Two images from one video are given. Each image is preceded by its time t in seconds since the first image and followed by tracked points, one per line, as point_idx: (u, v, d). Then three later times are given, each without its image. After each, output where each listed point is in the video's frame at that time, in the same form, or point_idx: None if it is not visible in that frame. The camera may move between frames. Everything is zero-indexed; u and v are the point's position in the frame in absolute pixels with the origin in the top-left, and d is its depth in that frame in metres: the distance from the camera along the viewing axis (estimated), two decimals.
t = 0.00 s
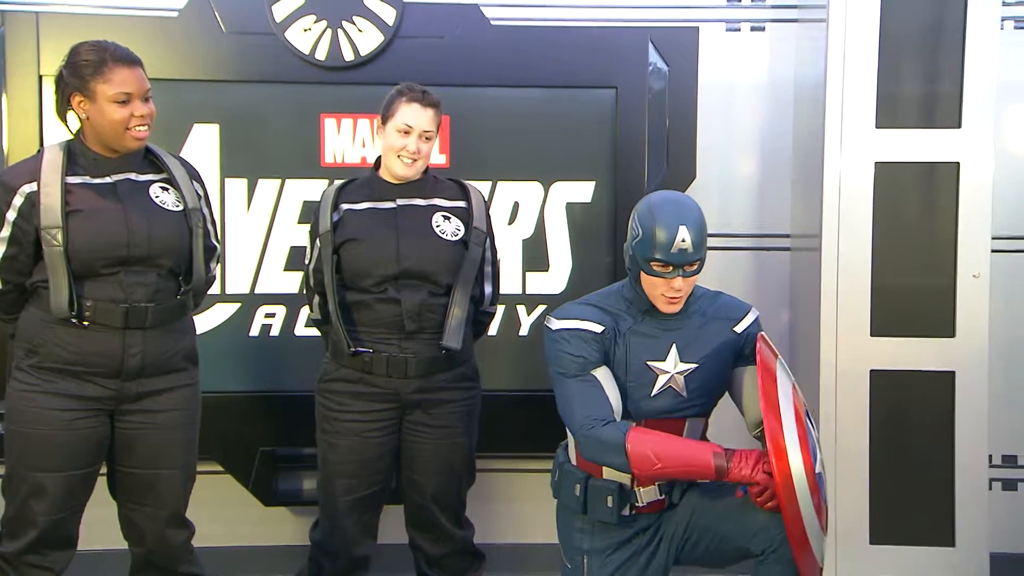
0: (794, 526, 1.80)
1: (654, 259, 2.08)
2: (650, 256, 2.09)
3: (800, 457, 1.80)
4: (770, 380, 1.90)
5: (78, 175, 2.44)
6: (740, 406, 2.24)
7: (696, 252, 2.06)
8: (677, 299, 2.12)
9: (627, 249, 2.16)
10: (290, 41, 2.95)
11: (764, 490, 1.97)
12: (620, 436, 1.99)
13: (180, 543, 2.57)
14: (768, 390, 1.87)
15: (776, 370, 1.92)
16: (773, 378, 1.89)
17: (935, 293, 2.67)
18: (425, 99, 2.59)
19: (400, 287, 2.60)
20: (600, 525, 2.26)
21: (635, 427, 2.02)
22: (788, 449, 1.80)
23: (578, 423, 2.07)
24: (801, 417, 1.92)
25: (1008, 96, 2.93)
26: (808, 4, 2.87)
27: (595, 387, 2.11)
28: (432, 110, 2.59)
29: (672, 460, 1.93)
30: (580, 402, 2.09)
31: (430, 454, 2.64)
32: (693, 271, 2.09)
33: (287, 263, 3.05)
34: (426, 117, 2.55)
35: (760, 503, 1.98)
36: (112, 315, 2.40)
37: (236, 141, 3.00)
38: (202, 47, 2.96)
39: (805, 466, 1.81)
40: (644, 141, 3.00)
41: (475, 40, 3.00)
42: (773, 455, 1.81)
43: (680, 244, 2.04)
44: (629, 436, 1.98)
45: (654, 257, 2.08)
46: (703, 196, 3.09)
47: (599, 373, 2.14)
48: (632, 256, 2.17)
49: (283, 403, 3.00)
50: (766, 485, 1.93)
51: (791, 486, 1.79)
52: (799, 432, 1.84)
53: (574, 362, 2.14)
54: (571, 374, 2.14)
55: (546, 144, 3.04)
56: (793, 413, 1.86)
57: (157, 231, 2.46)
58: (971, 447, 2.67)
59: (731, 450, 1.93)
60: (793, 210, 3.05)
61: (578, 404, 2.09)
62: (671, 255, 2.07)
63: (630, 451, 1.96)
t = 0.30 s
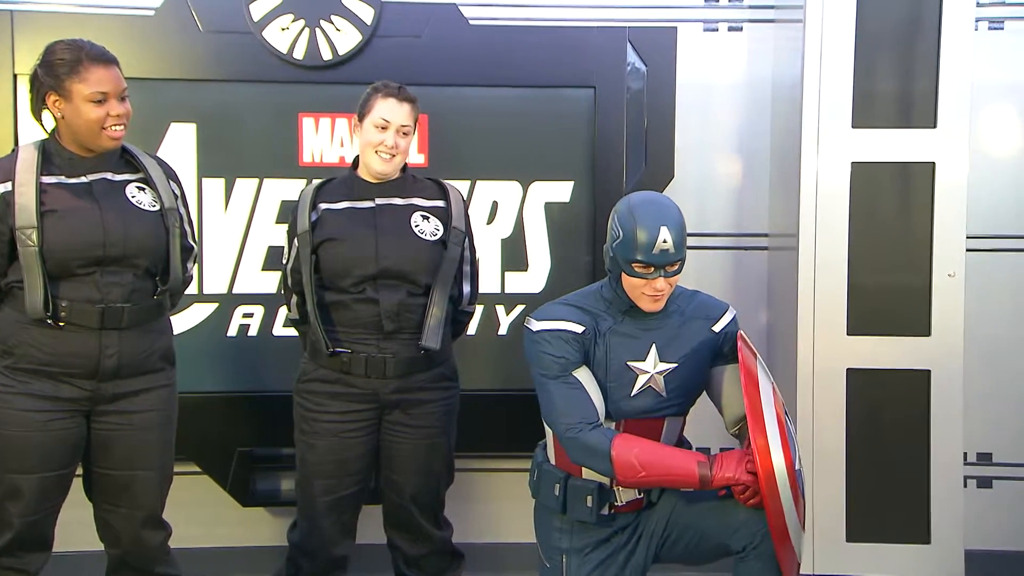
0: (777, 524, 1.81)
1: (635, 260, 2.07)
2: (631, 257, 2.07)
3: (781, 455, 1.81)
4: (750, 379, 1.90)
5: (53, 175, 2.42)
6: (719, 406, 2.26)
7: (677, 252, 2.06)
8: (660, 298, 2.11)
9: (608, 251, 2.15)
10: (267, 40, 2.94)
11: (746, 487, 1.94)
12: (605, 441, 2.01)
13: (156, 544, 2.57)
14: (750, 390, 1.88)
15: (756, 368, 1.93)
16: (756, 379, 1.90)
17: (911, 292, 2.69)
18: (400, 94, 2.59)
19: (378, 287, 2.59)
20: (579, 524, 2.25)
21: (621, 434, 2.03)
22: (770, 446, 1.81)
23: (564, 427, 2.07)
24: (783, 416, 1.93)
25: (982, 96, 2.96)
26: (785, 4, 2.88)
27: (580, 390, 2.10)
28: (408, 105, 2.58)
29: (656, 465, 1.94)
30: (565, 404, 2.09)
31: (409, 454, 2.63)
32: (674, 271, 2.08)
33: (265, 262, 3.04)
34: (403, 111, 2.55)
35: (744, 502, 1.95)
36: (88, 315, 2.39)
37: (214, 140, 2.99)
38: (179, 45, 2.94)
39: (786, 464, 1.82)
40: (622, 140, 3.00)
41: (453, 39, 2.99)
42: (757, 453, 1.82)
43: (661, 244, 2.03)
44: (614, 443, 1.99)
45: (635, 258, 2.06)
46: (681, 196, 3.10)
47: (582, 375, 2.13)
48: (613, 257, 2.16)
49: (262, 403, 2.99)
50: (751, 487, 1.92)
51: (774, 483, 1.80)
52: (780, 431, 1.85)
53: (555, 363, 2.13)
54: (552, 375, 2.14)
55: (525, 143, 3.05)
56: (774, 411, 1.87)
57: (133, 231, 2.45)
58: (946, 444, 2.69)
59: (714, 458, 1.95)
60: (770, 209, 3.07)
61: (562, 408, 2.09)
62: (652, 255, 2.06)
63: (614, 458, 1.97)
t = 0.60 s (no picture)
0: (774, 523, 1.81)
1: (634, 265, 2.07)
2: (631, 262, 2.07)
3: (779, 455, 1.81)
4: (748, 380, 1.90)
5: (49, 175, 2.42)
6: (715, 405, 2.25)
7: (675, 257, 2.06)
8: (657, 301, 2.12)
9: (604, 254, 2.14)
10: (264, 40, 2.94)
11: (744, 487, 1.94)
12: (603, 442, 2.00)
13: (152, 543, 2.57)
14: (749, 391, 1.88)
15: (752, 370, 1.93)
16: (755, 380, 1.90)
17: (907, 292, 2.69)
18: (395, 91, 2.60)
19: (375, 286, 2.59)
20: (575, 524, 2.25)
21: (618, 435, 2.03)
22: (768, 447, 1.81)
23: (561, 427, 2.07)
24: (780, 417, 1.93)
25: (977, 96, 2.96)
26: (782, 4, 2.88)
27: (578, 390, 2.10)
28: (404, 101, 2.59)
29: (654, 466, 1.93)
30: (562, 404, 2.09)
31: (405, 454, 2.63)
32: (672, 274, 2.09)
33: (261, 262, 3.03)
34: (400, 107, 2.56)
35: (743, 502, 1.95)
36: (84, 315, 2.39)
37: (210, 140, 2.99)
38: (175, 45, 2.94)
39: (784, 464, 1.82)
40: (619, 141, 3.01)
41: (450, 39, 2.99)
42: (755, 454, 1.82)
43: (661, 250, 2.02)
44: (612, 443, 1.98)
45: (634, 263, 2.06)
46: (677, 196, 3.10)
47: (579, 375, 2.13)
48: (609, 260, 2.15)
49: (258, 402, 3.00)
50: (750, 487, 1.92)
51: (772, 484, 1.80)
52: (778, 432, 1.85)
53: (552, 363, 2.13)
54: (549, 376, 2.14)
55: (521, 143, 3.05)
56: (771, 413, 1.87)
57: (129, 231, 2.45)
58: (942, 444, 2.69)
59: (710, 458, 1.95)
60: (766, 209, 3.07)
61: (559, 409, 2.09)
62: (651, 261, 2.05)
63: (612, 458, 1.97)
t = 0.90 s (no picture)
0: (776, 523, 1.81)
1: (636, 259, 2.07)
2: (632, 256, 2.07)
3: (780, 454, 1.81)
4: (748, 382, 1.91)
5: (50, 174, 2.42)
6: (714, 404, 2.25)
7: (676, 248, 2.07)
8: (659, 296, 2.12)
9: (604, 252, 2.14)
10: (264, 39, 2.94)
11: (745, 488, 1.94)
12: (603, 445, 2.00)
13: (153, 543, 2.57)
14: (750, 391, 1.88)
15: (753, 371, 1.93)
16: (756, 380, 1.90)
17: (908, 292, 2.69)
18: (392, 91, 2.59)
19: (376, 285, 2.59)
20: (575, 524, 2.26)
21: (619, 436, 2.03)
22: (769, 447, 1.81)
23: (562, 429, 2.08)
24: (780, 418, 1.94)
25: (978, 96, 2.96)
26: (782, 4, 2.88)
27: (578, 393, 2.10)
28: (402, 100, 2.59)
29: (655, 468, 1.93)
30: (562, 406, 2.09)
31: (406, 454, 2.64)
32: (674, 267, 2.10)
33: (261, 262, 3.03)
34: (400, 106, 2.56)
35: (745, 503, 1.95)
36: (85, 315, 2.39)
37: (210, 140, 2.99)
38: (176, 45, 2.94)
39: (785, 464, 1.82)
40: (619, 141, 3.01)
41: (450, 39, 2.99)
42: (756, 454, 1.82)
43: (662, 242, 2.03)
44: (613, 445, 1.99)
45: (637, 257, 2.06)
46: (678, 195, 3.10)
47: (579, 376, 2.13)
48: (609, 258, 2.15)
49: (258, 402, 3.00)
50: (752, 488, 1.92)
51: (773, 484, 1.80)
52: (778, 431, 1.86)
53: (552, 366, 2.13)
54: (549, 378, 2.14)
55: (521, 143, 3.05)
56: (772, 414, 1.87)
57: (130, 231, 2.45)
58: (942, 444, 2.69)
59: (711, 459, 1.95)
60: (766, 209, 3.07)
61: (560, 411, 2.09)
62: (653, 253, 2.06)
63: (612, 459, 1.97)
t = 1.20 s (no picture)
0: (781, 522, 1.82)
1: (643, 260, 2.07)
2: (639, 257, 2.07)
3: (785, 454, 1.82)
4: (753, 384, 1.93)
5: (53, 174, 2.43)
6: (719, 404, 2.27)
7: (683, 248, 2.06)
8: (666, 295, 2.12)
9: (610, 252, 2.14)
10: (267, 39, 2.95)
11: (751, 488, 1.95)
12: (608, 445, 2.01)
13: (156, 543, 2.57)
14: (755, 392, 1.89)
15: (759, 373, 1.95)
16: (761, 382, 1.91)
17: (911, 292, 2.69)
18: (392, 93, 2.59)
19: (379, 285, 2.60)
20: (579, 524, 2.26)
21: (624, 437, 2.03)
22: (775, 446, 1.82)
23: (567, 429, 2.08)
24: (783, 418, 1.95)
25: (982, 95, 2.95)
26: (785, 4, 2.88)
27: (582, 393, 2.11)
28: (403, 102, 2.59)
29: (659, 468, 1.94)
30: (567, 407, 2.09)
31: (408, 453, 2.64)
32: (681, 267, 2.09)
33: (264, 262, 3.04)
34: (402, 109, 2.56)
35: (749, 502, 1.96)
36: (88, 315, 2.39)
37: (213, 139, 2.99)
38: (178, 44, 2.95)
39: (790, 463, 1.83)
40: (622, 140, 3.01)
41: (453, 39, 2.99)
42: (761, 453, 1.83)
43: (670, 243, 2.03)
44: (618, 446, 1.99)
45: (644, 258, 2.06)
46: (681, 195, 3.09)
47: (583, 376, 2.14)
48: (616, 258, 2.15)
49: (264, 401, 3.00)
50: (757, 488, 1.93)
51: (778, 483, 1.81)
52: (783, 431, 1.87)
53: (556, 366, 2.13)
54: (553, 378, 2.15)
55: (524, 143, 3.05)
56: (777, 414, 1.89)
57: (133, 230, 2.45)
58: (945, 444, 2.69)
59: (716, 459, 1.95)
60: (769, 209, 3.07)
61: (564, 411, 2.10)
62: (660, 253, 2.05)
63: (617, 459, 1.97)
